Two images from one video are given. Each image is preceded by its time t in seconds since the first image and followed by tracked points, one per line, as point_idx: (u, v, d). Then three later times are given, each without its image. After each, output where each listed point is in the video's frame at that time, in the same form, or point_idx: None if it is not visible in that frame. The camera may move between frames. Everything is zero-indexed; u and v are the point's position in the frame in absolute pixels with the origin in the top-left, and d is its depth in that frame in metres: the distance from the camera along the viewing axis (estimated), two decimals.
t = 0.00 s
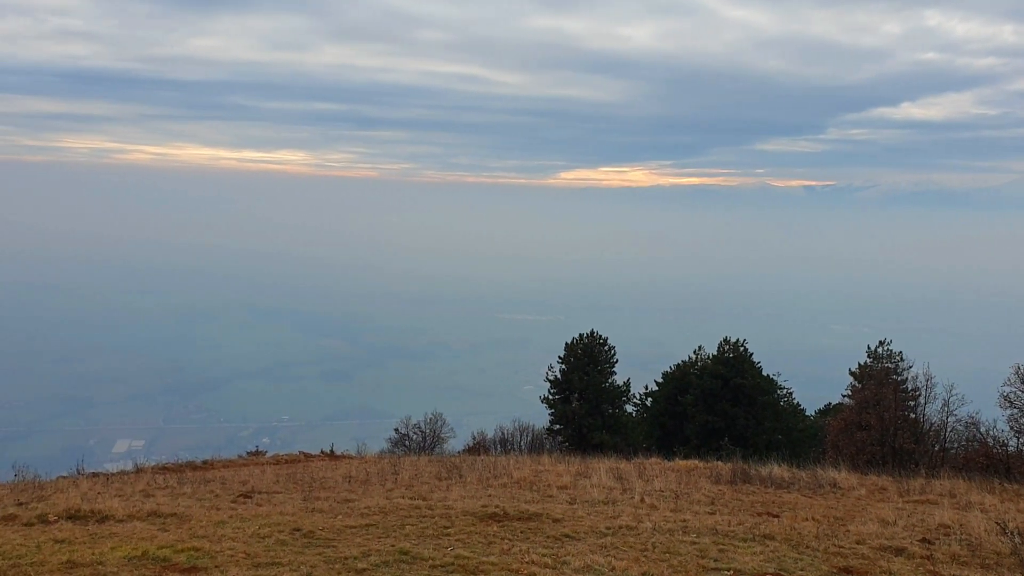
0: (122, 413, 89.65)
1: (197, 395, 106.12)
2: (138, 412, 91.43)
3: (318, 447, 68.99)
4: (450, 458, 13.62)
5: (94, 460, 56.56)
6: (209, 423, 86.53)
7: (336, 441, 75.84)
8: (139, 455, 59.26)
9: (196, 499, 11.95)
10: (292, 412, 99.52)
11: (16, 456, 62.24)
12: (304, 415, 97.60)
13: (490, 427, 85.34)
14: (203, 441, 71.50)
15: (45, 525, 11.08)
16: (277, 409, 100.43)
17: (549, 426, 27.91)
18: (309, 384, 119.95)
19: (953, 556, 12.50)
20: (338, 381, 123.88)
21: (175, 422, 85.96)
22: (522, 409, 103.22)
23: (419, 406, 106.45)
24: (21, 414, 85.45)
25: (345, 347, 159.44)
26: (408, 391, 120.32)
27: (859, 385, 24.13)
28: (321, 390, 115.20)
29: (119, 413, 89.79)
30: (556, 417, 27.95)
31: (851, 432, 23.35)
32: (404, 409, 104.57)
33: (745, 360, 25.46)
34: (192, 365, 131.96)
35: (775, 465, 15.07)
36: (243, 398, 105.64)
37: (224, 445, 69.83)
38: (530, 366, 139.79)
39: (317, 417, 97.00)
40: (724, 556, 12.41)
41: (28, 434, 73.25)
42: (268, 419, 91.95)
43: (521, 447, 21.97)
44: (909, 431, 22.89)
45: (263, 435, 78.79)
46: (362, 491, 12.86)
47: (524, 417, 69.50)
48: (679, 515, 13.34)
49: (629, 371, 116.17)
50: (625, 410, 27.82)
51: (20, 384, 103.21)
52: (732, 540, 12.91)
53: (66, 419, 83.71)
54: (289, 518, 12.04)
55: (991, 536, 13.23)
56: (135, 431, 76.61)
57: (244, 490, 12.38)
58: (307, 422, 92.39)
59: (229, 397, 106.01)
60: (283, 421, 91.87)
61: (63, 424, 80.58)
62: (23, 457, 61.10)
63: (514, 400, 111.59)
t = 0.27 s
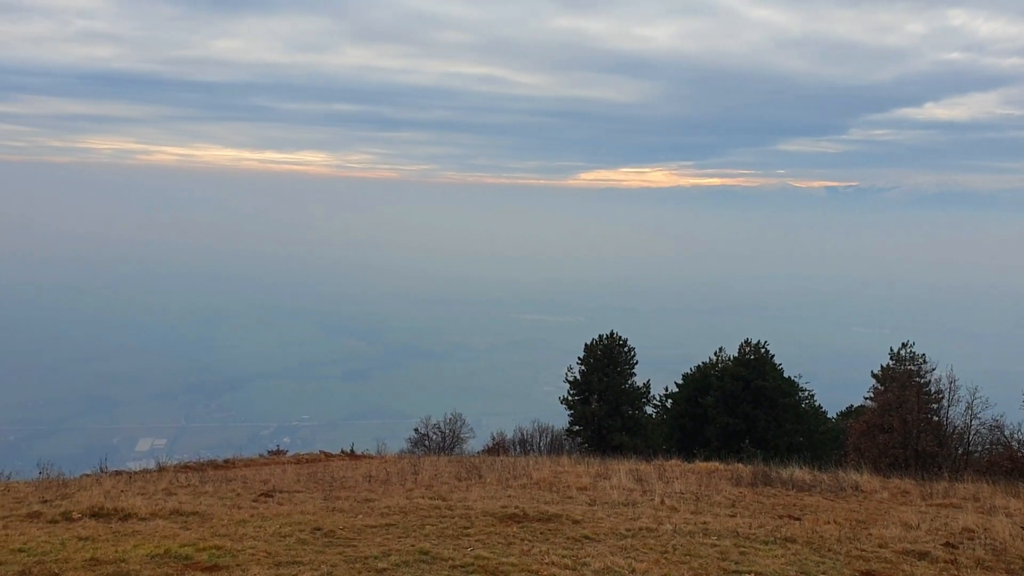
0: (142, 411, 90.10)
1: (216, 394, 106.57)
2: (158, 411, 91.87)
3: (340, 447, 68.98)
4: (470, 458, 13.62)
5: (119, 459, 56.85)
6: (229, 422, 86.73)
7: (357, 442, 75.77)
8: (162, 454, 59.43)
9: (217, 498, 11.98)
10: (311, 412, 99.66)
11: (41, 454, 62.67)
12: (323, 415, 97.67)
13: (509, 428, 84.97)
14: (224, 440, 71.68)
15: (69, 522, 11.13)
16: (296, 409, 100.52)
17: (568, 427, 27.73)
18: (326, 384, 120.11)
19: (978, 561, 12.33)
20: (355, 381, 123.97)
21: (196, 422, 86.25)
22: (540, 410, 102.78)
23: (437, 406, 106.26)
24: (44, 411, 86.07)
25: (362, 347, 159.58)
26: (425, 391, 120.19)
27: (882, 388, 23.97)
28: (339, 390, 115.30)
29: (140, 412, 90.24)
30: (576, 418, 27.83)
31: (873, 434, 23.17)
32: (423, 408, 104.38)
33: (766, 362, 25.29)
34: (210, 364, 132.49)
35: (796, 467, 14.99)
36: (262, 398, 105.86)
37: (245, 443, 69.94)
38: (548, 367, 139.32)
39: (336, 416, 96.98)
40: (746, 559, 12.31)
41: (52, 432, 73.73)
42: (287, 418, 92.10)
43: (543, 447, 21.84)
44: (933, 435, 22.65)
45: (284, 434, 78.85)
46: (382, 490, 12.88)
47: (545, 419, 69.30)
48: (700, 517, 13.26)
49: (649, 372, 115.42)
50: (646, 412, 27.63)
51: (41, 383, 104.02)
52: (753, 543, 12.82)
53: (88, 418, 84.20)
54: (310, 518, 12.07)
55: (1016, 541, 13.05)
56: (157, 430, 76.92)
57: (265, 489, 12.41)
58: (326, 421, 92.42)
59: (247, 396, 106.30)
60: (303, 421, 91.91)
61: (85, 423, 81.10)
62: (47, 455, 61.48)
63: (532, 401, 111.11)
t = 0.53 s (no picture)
0: (162, 410, 90.48)
1: (234, 393, 106.93)
2: (177, 409, 92.19)
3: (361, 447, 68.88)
4: (490, 458, 13.61)
5: (142, 457, 57.05)
6: (248, 421, 86.83)
7: (377, 441, 75.61)
8: (185, 454, 59.49)
9: (239, 497, 12.01)
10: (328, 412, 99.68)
11: (66, 451, 63.06)
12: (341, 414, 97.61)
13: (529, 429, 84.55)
14: (245, 439, 71.78)
15: (93, 520, 11.19)
16: (313, 409, 100.55)
17: (588, 428, 27.49)
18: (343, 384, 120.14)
19: (1003, 565, 12.17)
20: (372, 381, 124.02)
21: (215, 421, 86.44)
22: (558, 412, 102.22)
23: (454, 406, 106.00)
24: (65, 409, 86.64)
25: (378, 347, 159.68)
26: (442, 391, 119.99)
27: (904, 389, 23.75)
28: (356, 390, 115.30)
29: (160, 410, 90.60)
30: (595, 419, 27.73)
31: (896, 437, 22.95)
32: (441, 409, 104.14)
33: (788, 363, 25.10)
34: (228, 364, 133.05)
35: (817, 470, 14.89)
36: (280, 397, 105.96)
37: (266, 442, 69.97)
38: (565, 369, 138.81)
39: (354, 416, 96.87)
40: (768, 562, 12.20)
41: (73, 430, 74.13)
42: (306, 418, 92.18)
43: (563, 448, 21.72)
44: (956, 437, 22.39)
45: (304, 434, 78.81)
46: (402, 490, 12.90)
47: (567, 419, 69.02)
48: (720, 520, 13.19)
49: (668, 374, 114.62)
50: (666, 413, 27.47)
51: (62, 382, 104.84)
52: (774, 545, 12.72)
53: (108, 417, 84.66)
54: (331, 517, 12.10)
55: None
56: (177, 429, 77.13)
57: (285, 488, 12.44)
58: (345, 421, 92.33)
59: (264, 395, 106.48)
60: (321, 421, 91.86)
61: (106, 422, 81.53)
62: (72, 452, 61.82)
63: (550, 402, 110.58)
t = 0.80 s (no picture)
0: (192, 408, 91.11)
1: (262, 393, 107.29)
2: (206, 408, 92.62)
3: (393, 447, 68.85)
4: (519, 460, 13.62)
5: (174, 455, 57.25)
6: (279, 421, 87.19)
7: (407, 442, 75.43)
8: (217, 452, 59.67)
9: (271, 496, 12.07)
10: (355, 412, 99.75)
11: (101, 449, 63.80)
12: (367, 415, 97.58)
13: (557, 432, 83.94)
14: (276, 439, 71.85)
15: (127, 517, 11.26)
16: (339, 408, 100.64)
17: (617, 431, 27.28)
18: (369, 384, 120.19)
19: None
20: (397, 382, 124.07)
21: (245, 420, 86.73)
22: (585, 414, 101.53)
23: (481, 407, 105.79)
24: (97, 407, 87.33)
25: (402, 347, 159.69)
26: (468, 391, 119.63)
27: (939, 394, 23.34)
28: (382, 391, 115.34)
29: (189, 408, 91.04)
30: (624, 422, 27.48)
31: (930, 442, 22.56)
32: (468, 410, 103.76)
33: (821, 367, 24.80)
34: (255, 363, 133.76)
35: (850, 474, 14.74)
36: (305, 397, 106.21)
37: (297, 442, 69.97)
38: (591, 370, 137.99)
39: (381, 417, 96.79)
40: (800, 567, 12.04)
41: (107, 428, 74.66)
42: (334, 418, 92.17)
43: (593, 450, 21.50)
44: (992, 443, 21.93)
45: (334, 434, 78.76)
46: (432, 490, 12.90)
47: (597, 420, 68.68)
48: (752, 524, 13.07)
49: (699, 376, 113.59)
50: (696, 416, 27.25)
51: (92, 379, 105.92)
52: (806, 551, 12.55)
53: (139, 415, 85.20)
54: (362, 517, 12.12)
55: None
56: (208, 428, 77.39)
57: (317, 487, 12.48)
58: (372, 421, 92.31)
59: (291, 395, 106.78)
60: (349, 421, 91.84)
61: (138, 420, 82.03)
62: (107, 450, 62.49)
63: (577, 404, 109.97)
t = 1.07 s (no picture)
0: (223, 406, 91.65)
1: (288, 391, 107.43)
2: (235, 407, 92.85)
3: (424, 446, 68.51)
4: (550, 461, 13.59)
5: (207, 453, 57.30)
6: (311, 421, 87.24)
7: (437, 441, 75.00)
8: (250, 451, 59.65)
9: (303, 495, 12.13)
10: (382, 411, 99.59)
11: (137, 447, 64.39)
12: (394, 414, 97.29)
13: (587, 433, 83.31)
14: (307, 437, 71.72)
15: (163, 514, 11.34)
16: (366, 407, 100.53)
17: (648, 433, 27.04)
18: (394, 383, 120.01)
19: None
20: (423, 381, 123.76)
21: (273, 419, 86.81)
22: (613, 415, 100.60)
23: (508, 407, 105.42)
24: (127, 404, 87.72)
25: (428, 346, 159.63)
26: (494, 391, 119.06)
27: (976, 396, 22.99)
28: (408, 390, 115.16)
29: (218, 407, 91.30)
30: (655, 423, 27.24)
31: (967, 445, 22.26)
32: (495, 410, 103.21)
33: (855, 368, 24.51)
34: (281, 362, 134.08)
35: (884, 477, 14.58)
36: (332, 396, 106.16)
37: (328, 441, 69.80)
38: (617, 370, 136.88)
39: (408, 416, 96.47)
40: (835, 570, 11.88)
41: (141, 426, 74.94)
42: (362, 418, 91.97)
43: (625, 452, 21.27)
44: None
45: (364, 434, 78.54)
46: (463, 490, 12.91)
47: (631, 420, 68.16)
48: (785, 527, 12.94)
49: (728, 378, 112.31)
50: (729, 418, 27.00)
51: (122, 376, 106.71)
52: (840, 553, 12.38)
53: (169, 412, 85.51)
54: (394, 516, 12.16)
55: None
56: (239, 427, 77.40)
57: (349, 486, 12.53)
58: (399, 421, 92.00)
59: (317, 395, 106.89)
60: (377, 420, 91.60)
61: (168, 417, 82.37)
62: (143, 448, 63.02)
63: (604, 404, 109.04)
